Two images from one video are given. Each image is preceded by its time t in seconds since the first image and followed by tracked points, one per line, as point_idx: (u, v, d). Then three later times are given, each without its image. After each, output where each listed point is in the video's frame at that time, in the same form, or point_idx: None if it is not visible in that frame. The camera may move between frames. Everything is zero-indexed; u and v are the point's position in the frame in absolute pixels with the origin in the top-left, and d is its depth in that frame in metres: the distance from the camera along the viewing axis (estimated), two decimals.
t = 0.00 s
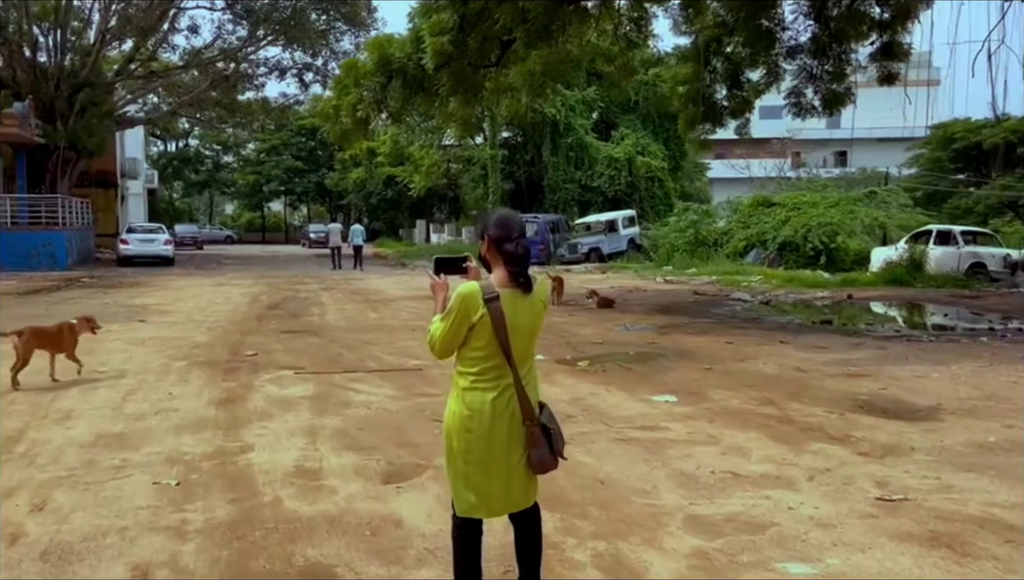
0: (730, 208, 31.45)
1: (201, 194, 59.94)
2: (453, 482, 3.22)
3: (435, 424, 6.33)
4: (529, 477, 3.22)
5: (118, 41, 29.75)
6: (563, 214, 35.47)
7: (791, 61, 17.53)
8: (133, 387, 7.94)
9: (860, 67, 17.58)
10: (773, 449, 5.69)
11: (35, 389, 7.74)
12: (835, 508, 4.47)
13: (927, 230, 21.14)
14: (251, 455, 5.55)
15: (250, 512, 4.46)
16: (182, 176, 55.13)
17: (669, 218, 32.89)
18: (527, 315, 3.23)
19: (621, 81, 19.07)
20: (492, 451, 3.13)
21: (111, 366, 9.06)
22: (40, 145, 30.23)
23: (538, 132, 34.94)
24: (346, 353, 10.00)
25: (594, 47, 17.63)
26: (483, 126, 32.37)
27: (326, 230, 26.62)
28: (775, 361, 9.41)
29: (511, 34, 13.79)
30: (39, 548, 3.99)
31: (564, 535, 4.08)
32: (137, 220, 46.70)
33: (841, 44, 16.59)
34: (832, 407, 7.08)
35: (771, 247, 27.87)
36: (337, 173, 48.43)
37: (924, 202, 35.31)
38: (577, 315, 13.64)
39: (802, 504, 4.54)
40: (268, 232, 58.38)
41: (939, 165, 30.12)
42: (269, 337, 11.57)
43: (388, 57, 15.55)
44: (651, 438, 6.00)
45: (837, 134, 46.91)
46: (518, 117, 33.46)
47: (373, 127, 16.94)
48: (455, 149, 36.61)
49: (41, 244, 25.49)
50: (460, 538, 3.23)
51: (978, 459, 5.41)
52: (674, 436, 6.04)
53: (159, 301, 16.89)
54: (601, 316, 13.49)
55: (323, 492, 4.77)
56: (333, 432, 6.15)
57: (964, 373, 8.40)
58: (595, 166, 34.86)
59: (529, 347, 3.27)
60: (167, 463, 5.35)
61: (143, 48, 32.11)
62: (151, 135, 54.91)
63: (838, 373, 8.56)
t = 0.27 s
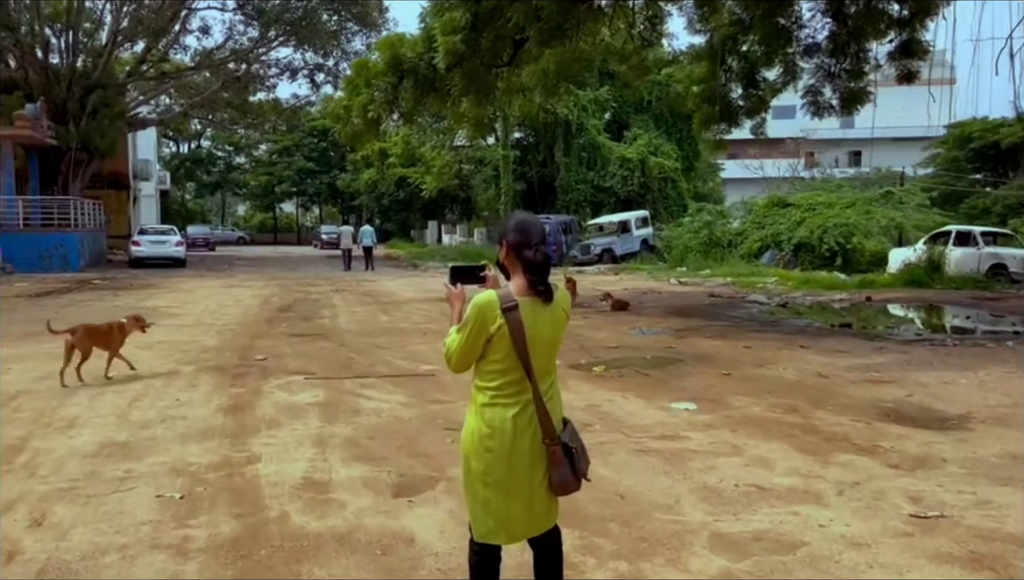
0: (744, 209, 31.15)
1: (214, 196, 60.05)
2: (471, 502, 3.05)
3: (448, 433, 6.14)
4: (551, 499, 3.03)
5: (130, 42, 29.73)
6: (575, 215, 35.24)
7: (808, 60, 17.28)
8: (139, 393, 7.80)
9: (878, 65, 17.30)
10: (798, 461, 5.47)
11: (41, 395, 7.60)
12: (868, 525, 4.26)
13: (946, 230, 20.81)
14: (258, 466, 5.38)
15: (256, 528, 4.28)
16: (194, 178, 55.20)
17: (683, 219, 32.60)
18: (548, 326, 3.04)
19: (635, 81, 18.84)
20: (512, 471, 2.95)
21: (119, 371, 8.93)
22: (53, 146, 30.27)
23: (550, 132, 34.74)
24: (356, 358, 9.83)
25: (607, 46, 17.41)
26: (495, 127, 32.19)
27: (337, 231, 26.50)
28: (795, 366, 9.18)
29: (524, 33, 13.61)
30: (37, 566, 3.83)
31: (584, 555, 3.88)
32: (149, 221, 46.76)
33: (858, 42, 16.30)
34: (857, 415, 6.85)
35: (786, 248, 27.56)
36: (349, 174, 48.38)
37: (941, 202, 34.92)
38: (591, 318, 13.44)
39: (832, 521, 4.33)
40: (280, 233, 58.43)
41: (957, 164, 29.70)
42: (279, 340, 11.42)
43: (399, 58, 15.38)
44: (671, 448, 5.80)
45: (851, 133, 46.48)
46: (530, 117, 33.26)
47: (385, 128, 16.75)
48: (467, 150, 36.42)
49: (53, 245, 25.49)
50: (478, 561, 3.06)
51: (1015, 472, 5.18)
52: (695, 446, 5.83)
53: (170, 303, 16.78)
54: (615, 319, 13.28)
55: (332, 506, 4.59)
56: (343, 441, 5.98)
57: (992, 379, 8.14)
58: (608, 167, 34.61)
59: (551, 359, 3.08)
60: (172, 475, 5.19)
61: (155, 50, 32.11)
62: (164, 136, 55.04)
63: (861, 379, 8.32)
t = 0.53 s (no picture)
0: (760, 208, 30.82)
1: (229, 196, 60.19)
2: (490, 512, 2.87)
3: (461, 437, 5.96)
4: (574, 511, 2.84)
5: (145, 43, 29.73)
6: (590, 214, 34.98)
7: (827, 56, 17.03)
8: (148, 394, 7.66)
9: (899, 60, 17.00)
10: (826, 468, 5.25)
11: (49, 396, 7.48)
12: (903, 537, 4.05)
13: (969, 229, 20.44)
14: (266, 470, 5.22)
15: (262, 537, 4.11)
16: (209, 178, 55.28)
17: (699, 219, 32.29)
18: (571, 327, 2.84)
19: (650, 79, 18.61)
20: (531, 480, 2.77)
21: (129, 372, 8.80)
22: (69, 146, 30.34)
23: (565, 132, 34.51)
24: (369, 359, 9.67)
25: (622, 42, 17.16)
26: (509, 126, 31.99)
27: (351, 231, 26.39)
28: (817, 368, 8.94)
29: (538, 29, 13.43)
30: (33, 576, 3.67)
31: (604, 568, 3.70)
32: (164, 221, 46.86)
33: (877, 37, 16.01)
34: (884, 419, 6.62)
35: (804, 247, 27.21)
36: (363, 175, 48.35)
37: (960, 202, 34.46)
38: (606, 318, 13.23)
39: (865, 532, 4.12)
40: (295, 234, 58.52)
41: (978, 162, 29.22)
42: (291, 341, 11.28)
43: (413, 55, 15.21)
44: (693, 453, 5.60)
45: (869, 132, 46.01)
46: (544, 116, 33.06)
47: (399, 128, 16.51)
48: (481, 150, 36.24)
49: (68, 245, 25.47)
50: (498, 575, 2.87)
51: None
52: (718, 452, 5.62)
53: (183, 303, 16.69)
54: (632, 320, 13.06)
55: (341, 514, 4.41)
56: (353, 445, 5.81)
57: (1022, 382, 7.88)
58: (623, 166, 34.33)
59: (574, 363, 2.88)
60: (177, 479, 5.03)
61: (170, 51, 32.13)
62: (179, 137, 55.21)
63: (887, 382, 8.09)
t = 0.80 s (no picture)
0: (779, 207, 30.42)
1: (247, 196, 60.30)
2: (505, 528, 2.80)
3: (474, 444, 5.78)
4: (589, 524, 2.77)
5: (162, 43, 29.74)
6: (606, 213, 34.67)
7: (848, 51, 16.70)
8: (156, 396, 7.53)
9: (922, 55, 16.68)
10: (854, 479, 5.03)
11: (56, 400, 7.36)
12: (938, 557, 3.83)
13: (994, 228, 19.97)
14: (271, 479, 5.05)
15: (265, 552, 3.94)
16: (227, 178, 55.45)
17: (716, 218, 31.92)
18: (583, 338, 2.76)
19: (667, 76, 18.31)
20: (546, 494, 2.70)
21: (138, 375, 8.67)
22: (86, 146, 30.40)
23: (581, 131, 34.22)
24: (381, 361, 9.50)
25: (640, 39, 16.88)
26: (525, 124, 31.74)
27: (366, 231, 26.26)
28: (840, 371, 8.70)
29: (553, 25, 13.24)
30: None
31: None
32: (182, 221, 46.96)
33: (900, 32, 15.66)
34: (912, 426, 6.38)
35: (824, 247, 26.79)
36: (378, 174, 48.27)
37: (983, 200, 33.93)
38: (623, 320, 13.00)
39: (899, 550, 3.90)
40: (311, 233, 58.57)
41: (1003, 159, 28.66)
42: (303, 342, 11.13)
43: (427, 53, 15.00)
44: (714, 462, 5.39)
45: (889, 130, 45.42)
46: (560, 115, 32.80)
47: (413, 127, 16.34)
48: (496, 149, 36.00)
49: (85, 245, 25.47)
50: None
51: None
52: (740, 461, 5.41)
53: (197, 303, 16.59)
54: (649, 321, 12.82)
55: (348, 527, 4.24)
56: (363, 452, 5.64)
57: None
58: (639, 165, 34.00)
59: (586, 373, 2.80)
60: (180, 488, 4.87)
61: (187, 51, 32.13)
62: (197, 137, 55.38)
63: (913, 386, 7.83)
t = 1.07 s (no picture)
0: (802, 203, 29.97)
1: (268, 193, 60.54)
2: (500, 538, 2.71)
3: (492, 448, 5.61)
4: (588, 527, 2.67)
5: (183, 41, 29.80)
6: (627, 209, 34.36)
7: (876, 43, 16.37)
8: (170, 396, 7.42)
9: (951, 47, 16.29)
10: (890, 486, 4.79)
11: (69, 399, 7.28)
12: (981, 572, 3.61)
13: None
14: (283, 482, 4.91)
15: (272, 561, 3.80)
16: (248, 175, 55.73)
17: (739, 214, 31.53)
18: (567, 339, 2.69)
19: (688, 69, 18.07)
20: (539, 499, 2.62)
21: (153, 373, 8.57)
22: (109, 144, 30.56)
23: (601, 127, 33.95)
24: (399, 360, 9.36)
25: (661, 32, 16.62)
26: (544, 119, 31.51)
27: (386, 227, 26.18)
28: (869, 372, 8.44)
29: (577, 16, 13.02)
30: None
31: None
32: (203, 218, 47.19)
33: (929, 24, 15.31)
34: (948, 429, 6.14)
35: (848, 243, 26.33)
36: (398, 171, 48.24)
37: (1011, 195, 33.32)
38: (644, 318, 12.78)
39: (940, 564, 3.69)
40: (332, 230, 58.76)
41: None
42: (320, 340, 11.00)
43: (445, 47, 14.80)
44: (742, 467, 5.18)
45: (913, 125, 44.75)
46: (580, 110, 32.52)
47: (432, 123, 16.20)
48: (516, 145, 35.79)
49: (106, 243, 25.55)
50: None
51: None
52: (767, 466, 5.20)
53: (216, 301, 16.56)
54: (671, 319, 12.59)
55: (360, 535, 4.09)
56: (376, 455, 5.48)
57: None
58: (661, 160, 33.66)
59: (575, 374, 2.72)
60: (188, 493, 4.73)
61: (207, 49, 32.22)
62: (219, 135, 55.68)
63: (946, 387, 7.56)
